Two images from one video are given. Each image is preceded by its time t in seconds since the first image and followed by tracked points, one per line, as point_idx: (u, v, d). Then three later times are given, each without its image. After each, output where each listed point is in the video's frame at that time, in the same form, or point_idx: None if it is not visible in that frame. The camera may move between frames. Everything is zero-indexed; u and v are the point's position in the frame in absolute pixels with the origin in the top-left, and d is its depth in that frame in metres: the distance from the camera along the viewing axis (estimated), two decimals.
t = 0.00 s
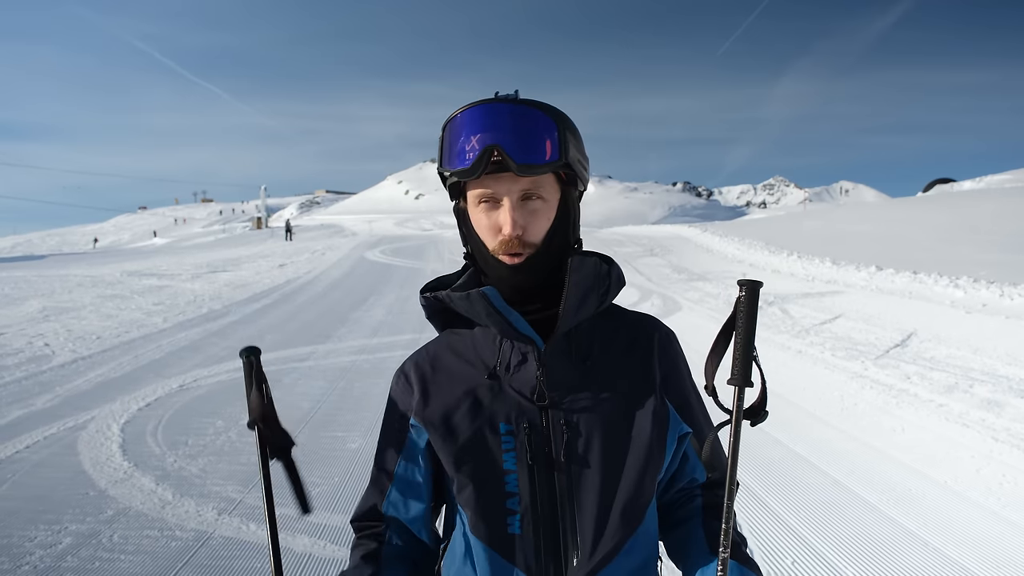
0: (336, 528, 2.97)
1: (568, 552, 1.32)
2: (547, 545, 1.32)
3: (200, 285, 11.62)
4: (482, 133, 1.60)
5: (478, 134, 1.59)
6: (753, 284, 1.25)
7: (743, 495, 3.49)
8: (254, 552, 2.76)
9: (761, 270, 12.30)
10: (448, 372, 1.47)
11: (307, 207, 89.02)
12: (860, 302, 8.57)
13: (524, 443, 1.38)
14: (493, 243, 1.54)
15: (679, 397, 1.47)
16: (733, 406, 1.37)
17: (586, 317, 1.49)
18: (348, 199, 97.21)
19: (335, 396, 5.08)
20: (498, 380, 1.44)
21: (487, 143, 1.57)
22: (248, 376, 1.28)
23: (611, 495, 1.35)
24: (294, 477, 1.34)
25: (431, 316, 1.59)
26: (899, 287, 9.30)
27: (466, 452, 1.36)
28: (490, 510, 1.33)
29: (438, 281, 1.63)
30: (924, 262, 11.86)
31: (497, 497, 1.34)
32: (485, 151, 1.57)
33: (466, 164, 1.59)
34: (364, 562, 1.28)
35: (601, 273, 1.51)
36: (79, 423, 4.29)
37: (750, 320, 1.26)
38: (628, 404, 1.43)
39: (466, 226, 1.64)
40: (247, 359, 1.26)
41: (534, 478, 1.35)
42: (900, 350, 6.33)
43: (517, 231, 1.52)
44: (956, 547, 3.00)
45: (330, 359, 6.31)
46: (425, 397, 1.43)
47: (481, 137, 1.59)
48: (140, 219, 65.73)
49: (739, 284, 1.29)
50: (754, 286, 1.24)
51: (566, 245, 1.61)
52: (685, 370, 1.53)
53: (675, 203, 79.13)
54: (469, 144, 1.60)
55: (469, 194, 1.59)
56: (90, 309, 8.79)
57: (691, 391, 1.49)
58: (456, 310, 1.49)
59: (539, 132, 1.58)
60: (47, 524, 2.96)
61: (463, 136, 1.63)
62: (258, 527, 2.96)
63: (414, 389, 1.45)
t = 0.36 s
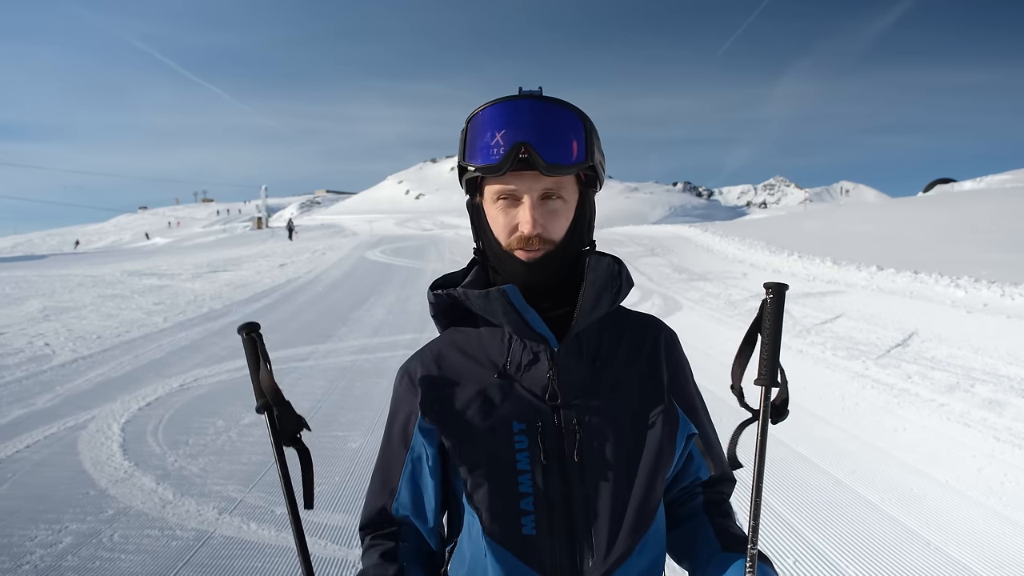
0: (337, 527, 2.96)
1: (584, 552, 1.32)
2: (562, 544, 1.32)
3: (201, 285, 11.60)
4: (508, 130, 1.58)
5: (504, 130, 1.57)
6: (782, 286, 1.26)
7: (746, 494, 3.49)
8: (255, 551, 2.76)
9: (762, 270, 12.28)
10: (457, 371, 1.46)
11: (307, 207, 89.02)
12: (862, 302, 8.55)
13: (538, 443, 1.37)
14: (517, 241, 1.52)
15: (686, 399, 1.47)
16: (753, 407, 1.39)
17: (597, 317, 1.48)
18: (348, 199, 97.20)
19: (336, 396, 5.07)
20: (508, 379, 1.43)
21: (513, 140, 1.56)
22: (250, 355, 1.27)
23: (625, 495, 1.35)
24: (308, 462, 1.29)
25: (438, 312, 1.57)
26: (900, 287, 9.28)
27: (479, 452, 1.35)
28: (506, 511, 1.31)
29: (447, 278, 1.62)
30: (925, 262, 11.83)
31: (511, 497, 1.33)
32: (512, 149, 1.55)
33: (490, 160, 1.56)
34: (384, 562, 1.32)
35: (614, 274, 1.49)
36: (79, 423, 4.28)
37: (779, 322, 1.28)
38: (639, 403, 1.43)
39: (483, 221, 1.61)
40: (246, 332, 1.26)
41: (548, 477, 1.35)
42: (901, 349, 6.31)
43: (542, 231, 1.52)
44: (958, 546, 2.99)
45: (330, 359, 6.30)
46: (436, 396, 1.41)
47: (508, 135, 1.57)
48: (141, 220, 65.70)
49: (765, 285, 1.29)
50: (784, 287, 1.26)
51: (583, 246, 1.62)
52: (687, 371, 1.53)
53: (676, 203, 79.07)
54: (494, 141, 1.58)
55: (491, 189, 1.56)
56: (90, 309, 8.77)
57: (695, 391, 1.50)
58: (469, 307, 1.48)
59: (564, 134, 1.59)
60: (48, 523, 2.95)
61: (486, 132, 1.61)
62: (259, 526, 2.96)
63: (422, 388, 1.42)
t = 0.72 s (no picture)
0: (336, 527, 2.96)
1: (586, 553, 1.32)
2: (565, 546, 1.31)
3: (201, 285, 11.59)
4: (525, 128, 1.55)
5: (521, 128, 1.54)
6: (786, 285, 1.25)
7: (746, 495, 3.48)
8: (255, 551, 2.75)
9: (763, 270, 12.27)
10: (460, 369, 1.44)
11: (308, 207, 88.96)
12: (862, 302, 8.54)
13: (541, 444, 1.36)
14: (539, 239, 1.51)
15: (691, 401, 1.46)
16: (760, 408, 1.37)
17: (602, 317, 1.48)
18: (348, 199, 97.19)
19: (336, 396, 5.07)
20: (512, 378, 1.42)
21: (532, 139, 1.54)
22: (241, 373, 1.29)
23: (629, 496, 1.35)
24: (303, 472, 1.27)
25: (441, 309, 1.57)
26: (901, 287, 9.26)
27: (482, 452, 1.34)
28: (508, 512, 1.31)
29: (451, 276, 1.62)
30: (926, 262, 11.81)
31: (514, 498, 1.32)
32: (533, 148, 1.53)
33: (511, 159, 1.54)
34: (390, 562, 1.29)
35: (619, 274, 1.50)
36: (79, 423, 4.28)
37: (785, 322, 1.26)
38: (643, 404, 1.42)
39: (498, 222, 1.59)
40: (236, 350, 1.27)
41: (551, 478, 1.35)
42: (902, 350, 6.30)
43: (564, 227, 1.52)
44: (959, 547, 2.98)
45: (330, 359, 6.29)
46: (439, 394, 1.40)
47: (525, 133, 1.55)
48: (141, 220, 65.66)
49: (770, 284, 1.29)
50: (787, 285, 1.25)
51: (592, 239, 1.63)
52: (692, 372, 1.52)
53: (676, 203, 79.03)
54: (512, 140, 1.55)
55: (509, 190, 1.54)
56: (91, 309, 8.77)
57: (699, 393, 1.49)
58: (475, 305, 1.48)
59: (580, 129, 1.59)
60: (48, 523, 2.95)
61: (501, 133, 1.56)
62: (259, 527, 2.95)
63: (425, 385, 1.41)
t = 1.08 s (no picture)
0: (337, 527, 2.95)
1: (588, 553, 1.31)
2: (567, 544, 1.30)
3: (202, 285, 11.58)
4: (521, 124, 1.55)
5: (517, 125, 1.54)
6: (792, 279, 1.24)
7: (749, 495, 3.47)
8: (256, 551, 2.74)
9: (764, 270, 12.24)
10: (461, 368, 1.44)
11: (308, 207, 88.98)
12: (864, 302, 8.51)
13: (543, 442, 1.35)
14: (536, 236, 1.51)
15: (694, 399, 1.45)
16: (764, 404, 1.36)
17: (603, 314, 1.47)
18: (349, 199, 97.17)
19: (337, 396, 5.06)
20: (513, 376, 1.41)
21: (528, 135, 1.53)
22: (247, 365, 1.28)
23: (631, 494, 1.34)
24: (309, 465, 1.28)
25: (442, 309, 1.56)
26: (902, 287, 9.24)
27: (483, 451, 1.33)
28: (509, 511, 1.30)
29: (451, 275, 1.61)
30: (927, 262, 11.78)
31: (516, 497, 1.31)
32: (528, 144, 1.53)
33: (506, 156, 1.53)
34: (391, 561, 1.28)
35: (620, 270, 1.49)
36: (80, 423, 4.27)
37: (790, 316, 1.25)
38: (645, 402, 1.41)
39: (495, 219, 1.59)
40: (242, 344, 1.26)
41: (553, 477, 1.33)
42: (904, 350, 6.28)
43: (561, 224, 1.51)
44: (962, 547, 2.97)
45: (331, 359, 6.28)
46: (439, 393, 1.39)
47: (521, 129, 1.54)
48: (142, 220, 65.67)
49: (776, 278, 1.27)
50: (793, 280, 1.23)
51: (592, 237, 1.62)
52: (697, 369, 1.51)
53: (676, 203, 78.98)
54: (508, 136, 1.55)
55: (506, 187, 1.54)
56: (91, 309, 8.75)
57: (704, 390, 1.48)
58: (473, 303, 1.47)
59: (576, 125, 1.57)
60: (48, 523, 2.94)
61: (497, 130, 1.57)
62: (260, 527, 2.94)
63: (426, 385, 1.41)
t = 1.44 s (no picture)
0: (338, 527, 2.94)
1: (591, 555, 1.29)
2: (568, 547, 1.29)
3: (203, 285, 11.57)
4: (517, 119, 1.54)
5: (513, 119, 1.53)
6: (786, 277, 1.22)
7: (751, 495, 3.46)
8: (257, 552, 2.73)
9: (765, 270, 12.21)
10: (461, 371, 1.43)
11: (308, 208, 88.96)
12: (865, 302, 8.50)
13: (543, 444, 1.34)
14: (532, 232, 1.49)
15: (697, 399, 1.43)
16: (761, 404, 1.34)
17: (602, 315, 1.46)
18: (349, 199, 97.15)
19: (338, 396, 5.05)
20: (513, 378, 1.40)
21: (525, 130, 1.52)
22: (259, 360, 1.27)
23: (633, 495, 1.33)
24: (319, 465, 1.26)
25: (441, 312, 1.55)
26: (903, 287, 9.22)
27: (483, 454, 1.32)
28: (510, 514, 1.29)
29: (450, 277, 1.59)
30: (928, 262, 11.76)
31: (516, 499, 1.30)
32: (525, 138, 1.52)
33: (502, 150, 1.53)
34: (396, 566, 1.29)
35: (618, 269, 1.46)
36: (81, 423, 4.26)
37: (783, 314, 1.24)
38: (647, 402, 1.40)
39: (492, 216, 1.58)
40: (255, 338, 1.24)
41: (553, 479, 1.32)
42: (906, 350, 6.27)
43: (557, 220, 1.50)
44: (966, 548, 2.95)
45: (332, 359, 6.27)
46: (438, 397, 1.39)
47: (517, 124, 1.54)
48: (142, 220, 65.68)
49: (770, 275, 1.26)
50: (787, 277, 1.22)
51: (591, 236, 1.61)
52: (700, 368, 1.49)
53: (677, 203, 78.93)
54: (504, 131, 1.54)
55: (502, 182, 1.53)
56: (92, 309, 8.74)
57: (707, 391, 1.46)
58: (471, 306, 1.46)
59: (573, 119, 1.56)
60: (48, 524, 2.93)
61: (493, 124, 1.56)
62: (261, 527, 2.93)
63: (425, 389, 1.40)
